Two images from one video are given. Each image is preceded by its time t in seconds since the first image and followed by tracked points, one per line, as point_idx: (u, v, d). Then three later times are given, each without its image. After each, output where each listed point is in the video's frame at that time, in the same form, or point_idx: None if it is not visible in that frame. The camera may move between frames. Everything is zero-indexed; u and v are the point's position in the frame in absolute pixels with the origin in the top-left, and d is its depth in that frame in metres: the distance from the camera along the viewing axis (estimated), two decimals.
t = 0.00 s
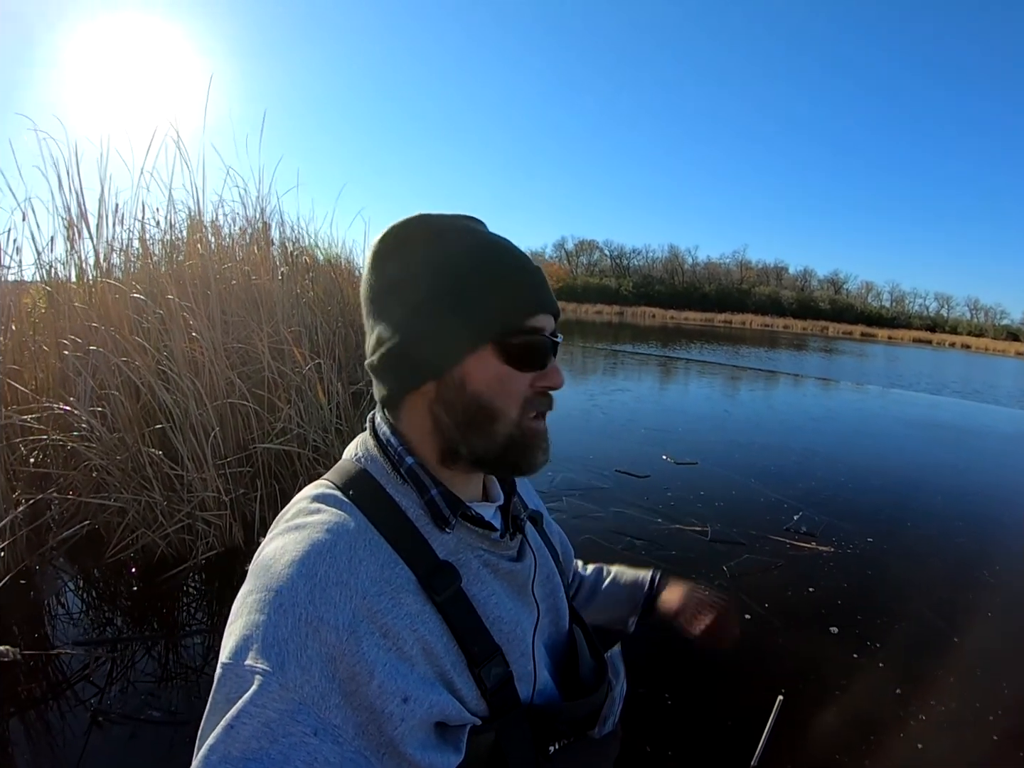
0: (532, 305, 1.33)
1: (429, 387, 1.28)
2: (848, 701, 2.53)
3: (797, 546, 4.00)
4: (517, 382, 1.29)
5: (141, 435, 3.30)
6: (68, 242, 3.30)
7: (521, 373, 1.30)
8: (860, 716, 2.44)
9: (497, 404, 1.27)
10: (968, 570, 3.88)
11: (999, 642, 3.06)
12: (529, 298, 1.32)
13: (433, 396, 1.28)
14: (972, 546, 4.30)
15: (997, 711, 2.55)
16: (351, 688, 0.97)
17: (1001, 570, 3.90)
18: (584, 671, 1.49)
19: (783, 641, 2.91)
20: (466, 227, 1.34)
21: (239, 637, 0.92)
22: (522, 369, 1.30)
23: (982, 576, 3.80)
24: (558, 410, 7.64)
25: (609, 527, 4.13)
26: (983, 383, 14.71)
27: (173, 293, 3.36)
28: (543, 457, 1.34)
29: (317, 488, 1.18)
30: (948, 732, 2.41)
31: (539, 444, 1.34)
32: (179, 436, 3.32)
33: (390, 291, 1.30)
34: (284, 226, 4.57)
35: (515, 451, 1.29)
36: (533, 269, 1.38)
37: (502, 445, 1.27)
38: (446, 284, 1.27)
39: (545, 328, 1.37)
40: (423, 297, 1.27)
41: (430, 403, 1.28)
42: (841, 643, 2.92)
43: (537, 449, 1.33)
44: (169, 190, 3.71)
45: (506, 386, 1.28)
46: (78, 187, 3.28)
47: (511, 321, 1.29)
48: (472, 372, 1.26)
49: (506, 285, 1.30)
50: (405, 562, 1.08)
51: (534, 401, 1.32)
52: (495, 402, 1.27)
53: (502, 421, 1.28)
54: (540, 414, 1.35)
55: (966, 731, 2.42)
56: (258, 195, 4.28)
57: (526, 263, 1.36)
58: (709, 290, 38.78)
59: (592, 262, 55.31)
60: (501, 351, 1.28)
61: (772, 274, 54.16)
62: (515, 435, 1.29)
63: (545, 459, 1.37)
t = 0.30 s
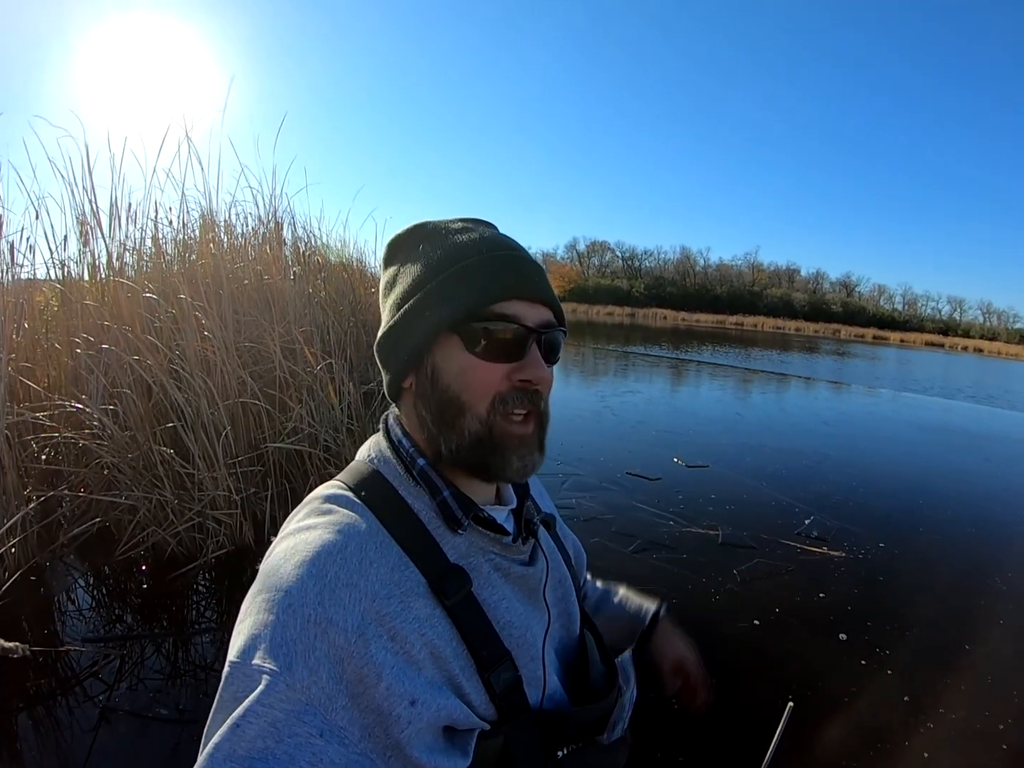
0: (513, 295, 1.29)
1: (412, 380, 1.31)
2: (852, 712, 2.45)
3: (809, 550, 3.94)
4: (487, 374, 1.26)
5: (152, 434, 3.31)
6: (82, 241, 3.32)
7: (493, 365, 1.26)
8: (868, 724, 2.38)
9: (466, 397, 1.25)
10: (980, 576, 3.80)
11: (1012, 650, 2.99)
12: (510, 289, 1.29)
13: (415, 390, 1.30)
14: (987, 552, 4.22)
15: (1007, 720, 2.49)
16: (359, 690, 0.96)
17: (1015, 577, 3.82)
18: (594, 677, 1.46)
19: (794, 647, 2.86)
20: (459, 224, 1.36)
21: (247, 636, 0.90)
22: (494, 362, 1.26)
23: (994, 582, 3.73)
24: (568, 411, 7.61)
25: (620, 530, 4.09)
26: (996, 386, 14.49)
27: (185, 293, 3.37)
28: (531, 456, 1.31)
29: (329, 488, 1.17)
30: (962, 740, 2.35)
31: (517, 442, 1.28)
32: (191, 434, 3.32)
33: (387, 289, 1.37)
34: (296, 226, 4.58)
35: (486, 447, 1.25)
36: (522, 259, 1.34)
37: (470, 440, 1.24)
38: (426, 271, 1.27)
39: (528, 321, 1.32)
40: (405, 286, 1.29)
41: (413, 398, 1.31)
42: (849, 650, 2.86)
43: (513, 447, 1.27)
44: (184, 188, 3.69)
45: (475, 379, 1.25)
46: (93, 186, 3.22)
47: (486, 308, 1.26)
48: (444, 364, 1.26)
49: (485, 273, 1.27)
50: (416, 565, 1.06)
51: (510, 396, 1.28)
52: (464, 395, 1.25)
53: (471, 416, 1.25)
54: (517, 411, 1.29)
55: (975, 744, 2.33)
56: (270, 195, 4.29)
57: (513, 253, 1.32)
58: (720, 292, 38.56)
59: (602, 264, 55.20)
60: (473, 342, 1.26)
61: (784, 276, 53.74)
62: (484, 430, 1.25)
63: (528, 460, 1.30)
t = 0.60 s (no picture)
0: (511, 291, 1.29)
1: (413, 380, 1.31)
2: (853, 715, 2.44)
3: (813, 552, 3.92)
4: (487, 371, 1.26)
5: (156, 431, 3.33)
6: (88, 239, 3.33)
7: (492, 361, 1.26)
8: (870, 728, 2.37)
9: (467, 394, 1.25)
10: (985, 579, 3.77)
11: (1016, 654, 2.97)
12: (507, 285, 1.28)
13: (416, 389, 1.30)
14: (993, 554, 4.19)
15: (1010, 724, 2.47)
16: (356, 688, 0.96)
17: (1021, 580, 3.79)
18: (594, 680, 1.46)
19: (796, 648, 2.85)
20: (454, 224, 1.36)
21: (246, 632, 0.90)
22: (493, 358, 1.26)
23: (999, 585, 3.70)
24: (573, 411, 7.60)
25: (624, 530, 4.08)
26: (1004, 388, 14.37)
27: (191, 292, 3.38)
28: (535, 450, 1.31)
29: (331, 487, 1.17)
30: (965, 744, 2.34)
31: (520, 437, 1.28)
32: (195, 432, 3.33)
33: (384, 292, 1.37)
34: (302, 225, 4.59)
35: (489, 444, 1.24)
36: (518, 255, 1.33)
37: (474, 437, 1.23)
38: (423, 270, 1.27)
39: (527, 316, 1.32)
40: (402, 287, 1.29)
41: (415, 397, 1.31)
42: (851, 652, 2.85)
43: (517, 443, 1.27)
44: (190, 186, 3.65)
45: (475, 376, 1.25)
46: (98, 188, 3.16)
47: (484, 304, 1.25)
48: (444, 362, 1.26)
49: (481, 270, 1.27)
50: (417, 564, 1.06)
51: (511, 391, 1.28)
52: (465, 392, 1.25)
53: (474, 412, 1.24)
54: (519, 405, 1.29)
55: (976, 749, 2.30)
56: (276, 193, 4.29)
57: (509, 249, 1.32)
58: (726, 292, 38.45)
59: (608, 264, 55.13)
60: (472, 339, 1.26)
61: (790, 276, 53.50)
62: (487, 426, 1.24)
63: (532, 454, 1.30)
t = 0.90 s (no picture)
0: (516, 286, 1.29)
1: (417, 375, 1.31)
2: (855, 711, 2.44)
3: (816, 548, 3.92)
4: (494, 365, 1.26)
5: (160, 430, 3.34)
6: (91, 239, 3.34)
7: (498, 355, 1.26)
8: (871, 724, 2.37)
9: (473, 388, 1.25)
10: (988, 576, 3.77)
11: (1019, 650, 2.96)
12: (512, 279, 1.29)
13: (420, 385, 1.30)
14: (995, 551, 4.18)
15: (1012, 720, 2.46)
16: (359, 684, 0.96)
17: None
18: (598, 676, 1.45)
19: (798, 644, 2.86)
20: (456, 218, 1.35)
21: (248, 629, 0.91)
22: (499, 352, 1.26)
23: (1003, 582, 3.69)
24: (575, 409, 7.61)
25: (627, 527, 4.09)
26: (1009, 385, 14.31)
27: (193, 291, 3.38)
28: (539, 444, 1.31)
29: (333, 483, 1.17)
30: (966, 740, 2.34)
31: (526, 431, 1.29)
32: (198, 430, 3.34)
33: (386, 286, 1.36)
34: (305, 224, 4.60)
35: (495, 438, 1.25)
36: (521, 249, 1.33)
37: (480, 432, 1.23)
38: (427, 265, 1.27)
39: (531, 310, 1.32)
40: (406, 282, 1.29)
41: (419, 392, 1.31)
42: (853, 649, 2.85)
43: (522, 437, 1.27)
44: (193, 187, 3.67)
45: (480, 370, 1.25)
46: (99, 188, 3.16)
47: (489, 298, 1.25)
48: (449, 357, 1.26)
49: (486, 265, 1.27)
50: (419, 560, 1.06)
51: (517, 385, 1.28)
52: (471, 386, 1.25)
53: (480, 406, 1.24)
54: (524, 400, 1.30)
55: (979, 745, 2.30)
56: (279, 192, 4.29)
57: (512, 243, 1.32)
58: (728, 289, 38.37)
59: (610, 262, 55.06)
60: (478, 333, 1.26)
61: (793, 273, 53.37)
62: (493, 420, 1.25)
63: (536, 448, 1.31)
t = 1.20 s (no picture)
0: (524, 287, 1.29)
1: (422, 377, 1.29)
2: (857, 709, 2.43)
3: (818, 545, 3.92)
4: (503, 367, 1.25)
5: (161, 431, 3.34)
6: (91, 240, 3.34)
7: (508, 357, 1.26)
8: (873, 722, 2.37)
9: (483, 390, 1.24)
10: (991, 573, 3.75)
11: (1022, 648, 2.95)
12: (520, 280, 1.28)
13: (427, 387, 1.28)
14: (997, 548, 4.17)
15: (1015, 717, 2.46)
16: (360, 684, 0.95)
17: None
18: (599, 675, 1.45)
19: (800, 642, 2.85)
20: (457, 216, 1.33)
21: (248, 630, 0.90)
22: (508, 353, 1.26)
23: (1006, 579, 3.68)
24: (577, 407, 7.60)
25: (628, 525, 4.09)
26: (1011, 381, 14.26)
27: (194, 292, 3.38)
28: (548, 444, 1.32)
29: (332, 482, 1.17)
30: (969, 737, 2.33)
31: (535, 432, 1.29)
32: (200, 431, 3.35)
33: (386, 284, 1.33)
34: (305, 224, 4.60)
35: (506, 440, 1.25)
36: (527, 249, 1.33)
37: (491, 434, 1.23)
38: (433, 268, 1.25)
39: (539, 311, 1.32)
40: (411, 283, 1.26)
41: (425, 394, 1.29)
42: (855, 646, 2.84)
43: (532, 438, 1.28)
44: (192, 187, 3.68)
45: (490, 372, 1.25)
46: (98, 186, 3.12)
47: (499, 300, 1.25)
48: (458, 359, 1.25)
49: (495, 266, 1.27)
50: (419, 559, 1.06)
51: (527, 386, 1.28)
52: (481, 389, 1.24)
53: (491, 409, 1.24)
54: (534, 401, 1.30)
55: (982, 743, 2.30)
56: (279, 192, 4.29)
57: (518, 244, 1.32)
58: (729, 287, 38.32)
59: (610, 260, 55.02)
60: (487, 335, 1.25)
61: (794, 271, 53.29)
62: (504, 423, 1.25)
63: (545, 448, 1.32)
